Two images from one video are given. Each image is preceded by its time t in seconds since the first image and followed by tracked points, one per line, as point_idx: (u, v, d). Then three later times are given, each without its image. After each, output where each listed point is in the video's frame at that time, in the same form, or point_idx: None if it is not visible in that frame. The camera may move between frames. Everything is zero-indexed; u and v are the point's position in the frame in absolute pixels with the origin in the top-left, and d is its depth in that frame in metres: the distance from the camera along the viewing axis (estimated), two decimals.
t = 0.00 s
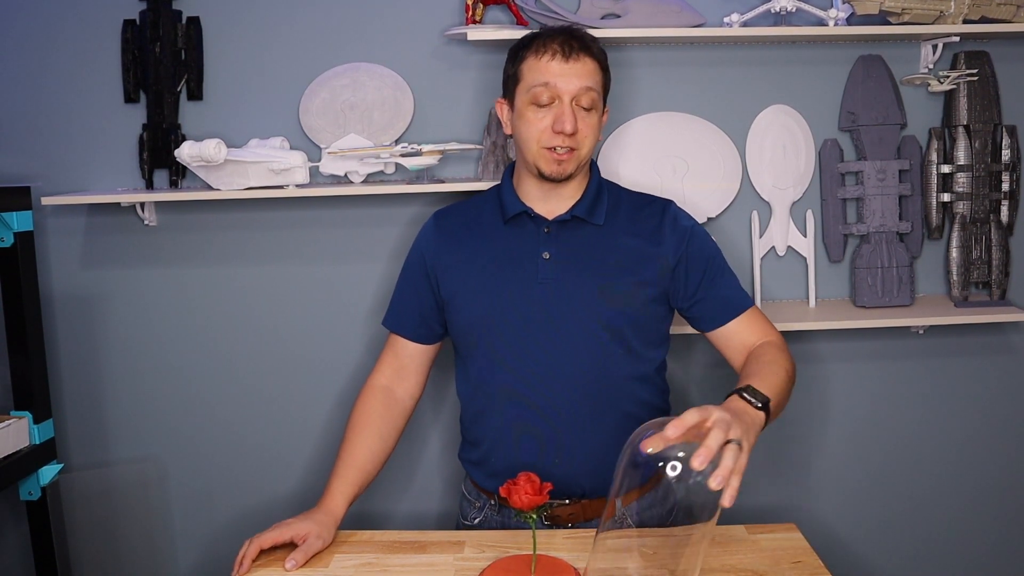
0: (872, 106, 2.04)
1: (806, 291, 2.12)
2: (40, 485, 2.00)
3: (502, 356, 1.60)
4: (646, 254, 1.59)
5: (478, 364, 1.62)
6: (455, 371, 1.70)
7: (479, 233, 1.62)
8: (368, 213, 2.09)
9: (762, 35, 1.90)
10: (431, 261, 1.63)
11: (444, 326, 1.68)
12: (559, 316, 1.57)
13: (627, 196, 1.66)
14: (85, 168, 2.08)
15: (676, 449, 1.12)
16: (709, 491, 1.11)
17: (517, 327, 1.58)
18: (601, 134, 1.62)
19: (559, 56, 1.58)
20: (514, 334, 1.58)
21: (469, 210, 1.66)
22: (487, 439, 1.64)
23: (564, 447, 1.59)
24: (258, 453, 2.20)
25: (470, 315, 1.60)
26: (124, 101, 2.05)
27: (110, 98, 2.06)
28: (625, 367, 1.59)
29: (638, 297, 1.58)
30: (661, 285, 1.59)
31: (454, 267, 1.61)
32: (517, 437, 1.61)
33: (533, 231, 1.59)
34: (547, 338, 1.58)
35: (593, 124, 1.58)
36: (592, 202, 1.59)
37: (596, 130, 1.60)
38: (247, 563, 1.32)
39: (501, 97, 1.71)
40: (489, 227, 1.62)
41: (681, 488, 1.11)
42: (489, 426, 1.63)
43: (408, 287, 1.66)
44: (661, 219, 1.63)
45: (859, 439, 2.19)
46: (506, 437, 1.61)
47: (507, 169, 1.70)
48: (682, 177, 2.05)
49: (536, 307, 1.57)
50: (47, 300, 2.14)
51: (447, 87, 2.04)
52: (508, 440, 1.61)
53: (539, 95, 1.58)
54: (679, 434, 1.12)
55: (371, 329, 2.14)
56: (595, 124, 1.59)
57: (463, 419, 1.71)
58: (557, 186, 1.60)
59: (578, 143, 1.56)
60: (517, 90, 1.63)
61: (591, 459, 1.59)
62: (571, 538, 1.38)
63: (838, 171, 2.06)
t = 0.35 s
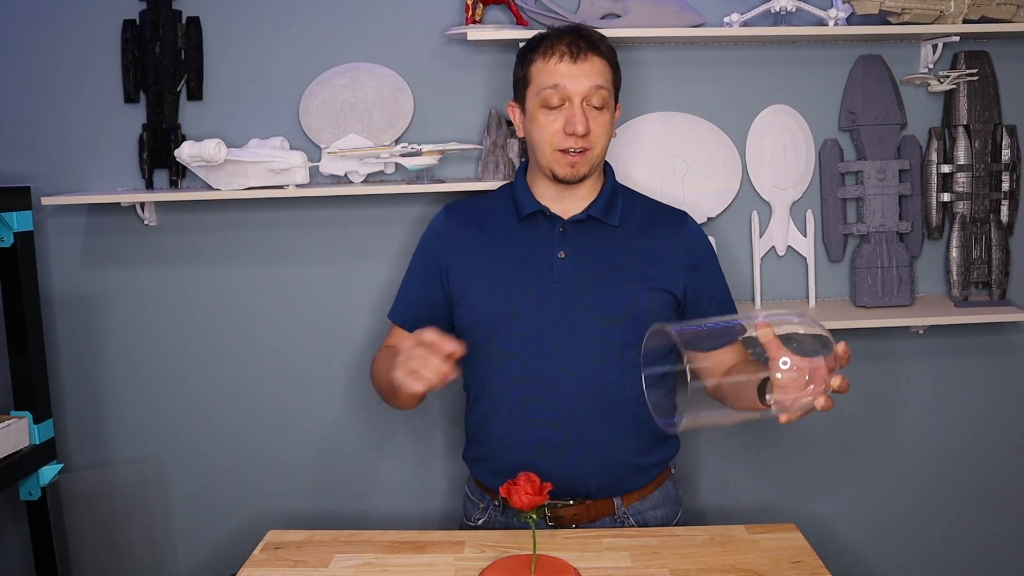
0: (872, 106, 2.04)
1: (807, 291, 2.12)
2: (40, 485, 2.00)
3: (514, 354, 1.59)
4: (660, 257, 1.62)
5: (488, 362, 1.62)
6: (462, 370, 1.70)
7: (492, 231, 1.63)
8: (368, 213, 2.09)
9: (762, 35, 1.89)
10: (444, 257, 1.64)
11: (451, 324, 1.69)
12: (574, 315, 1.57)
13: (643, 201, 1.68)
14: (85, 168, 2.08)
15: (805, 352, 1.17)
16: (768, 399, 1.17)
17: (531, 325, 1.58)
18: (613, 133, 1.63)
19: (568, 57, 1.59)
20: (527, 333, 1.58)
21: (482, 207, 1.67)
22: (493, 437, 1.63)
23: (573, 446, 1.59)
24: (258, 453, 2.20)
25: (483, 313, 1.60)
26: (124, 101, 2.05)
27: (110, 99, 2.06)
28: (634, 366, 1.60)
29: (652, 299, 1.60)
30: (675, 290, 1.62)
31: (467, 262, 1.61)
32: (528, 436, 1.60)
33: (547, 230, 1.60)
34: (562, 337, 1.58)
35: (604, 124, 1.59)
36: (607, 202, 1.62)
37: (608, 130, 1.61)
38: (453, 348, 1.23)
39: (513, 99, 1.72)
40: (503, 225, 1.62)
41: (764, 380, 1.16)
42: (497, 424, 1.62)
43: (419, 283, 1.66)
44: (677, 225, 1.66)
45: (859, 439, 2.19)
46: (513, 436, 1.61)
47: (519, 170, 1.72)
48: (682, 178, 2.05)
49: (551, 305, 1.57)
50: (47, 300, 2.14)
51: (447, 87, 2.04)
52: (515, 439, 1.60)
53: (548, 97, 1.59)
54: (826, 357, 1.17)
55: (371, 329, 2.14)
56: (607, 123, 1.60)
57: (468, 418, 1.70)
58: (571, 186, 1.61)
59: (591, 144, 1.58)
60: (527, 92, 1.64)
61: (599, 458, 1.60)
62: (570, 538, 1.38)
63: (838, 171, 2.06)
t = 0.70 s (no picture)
0: (873, 105, 2.04)
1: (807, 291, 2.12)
2: (40, 485, 2.00)
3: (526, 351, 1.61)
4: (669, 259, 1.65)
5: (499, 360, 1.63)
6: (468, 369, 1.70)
7: (502, 230, 1.63)
8: (368, 213, 2.09)
9: (763, 35, 1.89)
10: (453, 255, 1.64)
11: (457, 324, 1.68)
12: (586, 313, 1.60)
13: (648, 201, 1.72)
14: (85, 168, 2.08)
15: (806, 324, 1.21)
16: (750, 339, 1.22)
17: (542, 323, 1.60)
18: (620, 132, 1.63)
19: (573, 58, 1.59)
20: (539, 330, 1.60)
21: (491, 207, 1.68)
22: (500, 436, 1.63)
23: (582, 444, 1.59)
24: (259, 453, 2.20)
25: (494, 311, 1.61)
26: (124, 101, 2.05)
27: (110, 99, 2.06)
28: (642, 364, 1.62)
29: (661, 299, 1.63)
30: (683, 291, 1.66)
31: (478, 260, 1.62)
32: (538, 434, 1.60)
33: (559, 230, 1.62)
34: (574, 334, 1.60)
35: (611, 122, 1.59)
36: (616, 201, 1.63)
37: (616, 128, 1.60)
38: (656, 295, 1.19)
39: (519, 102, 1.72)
40: (513, 224, 1.63)
41: (754, 320, 1.20)
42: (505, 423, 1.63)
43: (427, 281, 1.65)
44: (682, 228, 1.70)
45: (859, 439, 2.19)
46: (522, 434, 1.61)
47: (527, 170, 1.72)
48: (682, 177, 2.05)
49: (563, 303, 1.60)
50: (47, 300, 2.14)
51: (447, 86, 2.04)
52: (524, 437, 1.61)
53: (556, 98, 1.59)
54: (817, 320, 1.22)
55: (371, 329, 2.14)
56: (614, 122, 1.60)
57: (472, 416, 1.70)
58: (582, 186, 1.62)
59: (599, 143, 1.57)
60: (533, 93, 1.64)
61: (608, 456, 1.59)
62: (569, 538, 1.38)
63: (838, 170, 2.05)
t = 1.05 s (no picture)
0: (872, 106, 2.04)
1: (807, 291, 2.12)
2: (40, 485, 2.00)
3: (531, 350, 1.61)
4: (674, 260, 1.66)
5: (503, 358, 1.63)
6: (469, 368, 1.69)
7: (506, 229, 1.63)
8: (368, 213, 2.09)
9: (762, 35, 1.90)
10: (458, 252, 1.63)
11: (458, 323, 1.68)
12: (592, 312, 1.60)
13: (650, 201, 1.72)
14: (85, 168, 2.08)
15: (807, 325, 1.22)
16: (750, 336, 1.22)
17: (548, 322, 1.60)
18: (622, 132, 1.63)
19: (576, 56, 1.59)
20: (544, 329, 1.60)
21: (495, 205, 1.68)
22: (504, 434, 1.63)
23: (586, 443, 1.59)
24: (259, 453, 2.20)
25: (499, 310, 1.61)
26: (124, 101, 2.05)
27: (110, 99, 2.06)
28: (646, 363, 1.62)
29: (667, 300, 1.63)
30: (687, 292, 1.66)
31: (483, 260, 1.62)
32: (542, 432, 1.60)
33: (564, 230, 1.62)
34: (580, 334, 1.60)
35: (613, 121, 1.59)
36: (620, 202, 1.64)
37: (618, 128, 1.60)
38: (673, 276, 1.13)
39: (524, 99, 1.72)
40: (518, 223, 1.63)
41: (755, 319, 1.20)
42: (508, 421, 1.62)
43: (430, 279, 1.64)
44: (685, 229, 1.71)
45: (859, 440, 2.19)
46: (525, 432, 1.61)
47: (530, 168, 1.72)
48: (682, 177, 2.05)
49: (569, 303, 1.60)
50: (47, 300, 2.14)
51: (447, 87, 2.04)
52: (528, 435, 1.61)
53: (558, 96, 1.59)
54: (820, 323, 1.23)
55: (370, 329, 2.14)
56: (616, 121, 1.60)
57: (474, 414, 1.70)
58: (584, 185, 1.62)
59: (600, 141, 1.57)
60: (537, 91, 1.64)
61: (612, 455, 1.60)
62: (569, 538, 1.38)
63: (838, 170, 2.05)
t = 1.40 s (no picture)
0: (872, 106, 2.04)
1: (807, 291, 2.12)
2: (40, 485, 2.00)
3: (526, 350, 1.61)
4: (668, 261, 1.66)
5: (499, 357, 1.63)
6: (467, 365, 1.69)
7: (502, 229, 1.63)
8: (368, 213, 2.09)
9: (762, 35, 1.89)
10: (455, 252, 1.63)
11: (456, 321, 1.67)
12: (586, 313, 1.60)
13: (647, 201, 1.73)
14: (85, 168, 2.08)
15: (791, 326, 1.21)
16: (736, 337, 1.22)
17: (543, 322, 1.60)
18: (620, 138, 1.64)
19: (589, 54, 1.60)
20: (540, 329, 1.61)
21: (491, 205, 1.67)
22: (500, 433, 1.63)
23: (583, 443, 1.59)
24: (259, 453, 2.20)
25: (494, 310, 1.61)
26: (124, 101, 2.05)
27: (110, 99, 2.06)
28: (641, 364, 1.62)
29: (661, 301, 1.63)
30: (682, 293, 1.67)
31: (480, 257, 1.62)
32: (537, 431, 1.60)
33: (559, 230, 1.62)
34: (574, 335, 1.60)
35: (613, 125, 1.59)
36: (614, 203, 1.65)
37: (617, 132, 1.61)
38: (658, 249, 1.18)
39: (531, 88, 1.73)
40: (513, 224, 1.63)
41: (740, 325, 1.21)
42: (504, 420, 1.62)
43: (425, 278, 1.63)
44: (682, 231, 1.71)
45: (859, 439, 2.19)
46: (519, 431, 1.61)
47: (525, 168, 1.72)
48: (682, 177, 2.05)
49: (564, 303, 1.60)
50: (47, 299, 2.14)
51: (447, 87, 2.04)
52: (523, 436, 1.61)
53: (565, 89, 1.60)
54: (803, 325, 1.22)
55: (370, 329, 2.14)
56: (617, 125, 1.60)
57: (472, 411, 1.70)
58: (577, 185, 1.63)
59: (596, 142, 1.57)
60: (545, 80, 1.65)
61: (609, 455, 1.60)
62: (569, 538, 1.38)
63: (838, 170, 2.05)
